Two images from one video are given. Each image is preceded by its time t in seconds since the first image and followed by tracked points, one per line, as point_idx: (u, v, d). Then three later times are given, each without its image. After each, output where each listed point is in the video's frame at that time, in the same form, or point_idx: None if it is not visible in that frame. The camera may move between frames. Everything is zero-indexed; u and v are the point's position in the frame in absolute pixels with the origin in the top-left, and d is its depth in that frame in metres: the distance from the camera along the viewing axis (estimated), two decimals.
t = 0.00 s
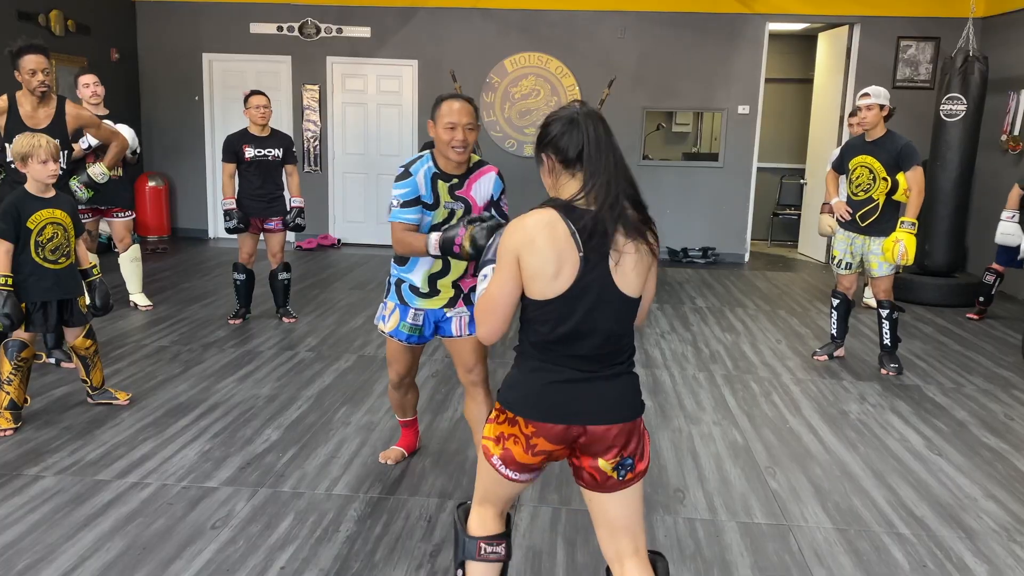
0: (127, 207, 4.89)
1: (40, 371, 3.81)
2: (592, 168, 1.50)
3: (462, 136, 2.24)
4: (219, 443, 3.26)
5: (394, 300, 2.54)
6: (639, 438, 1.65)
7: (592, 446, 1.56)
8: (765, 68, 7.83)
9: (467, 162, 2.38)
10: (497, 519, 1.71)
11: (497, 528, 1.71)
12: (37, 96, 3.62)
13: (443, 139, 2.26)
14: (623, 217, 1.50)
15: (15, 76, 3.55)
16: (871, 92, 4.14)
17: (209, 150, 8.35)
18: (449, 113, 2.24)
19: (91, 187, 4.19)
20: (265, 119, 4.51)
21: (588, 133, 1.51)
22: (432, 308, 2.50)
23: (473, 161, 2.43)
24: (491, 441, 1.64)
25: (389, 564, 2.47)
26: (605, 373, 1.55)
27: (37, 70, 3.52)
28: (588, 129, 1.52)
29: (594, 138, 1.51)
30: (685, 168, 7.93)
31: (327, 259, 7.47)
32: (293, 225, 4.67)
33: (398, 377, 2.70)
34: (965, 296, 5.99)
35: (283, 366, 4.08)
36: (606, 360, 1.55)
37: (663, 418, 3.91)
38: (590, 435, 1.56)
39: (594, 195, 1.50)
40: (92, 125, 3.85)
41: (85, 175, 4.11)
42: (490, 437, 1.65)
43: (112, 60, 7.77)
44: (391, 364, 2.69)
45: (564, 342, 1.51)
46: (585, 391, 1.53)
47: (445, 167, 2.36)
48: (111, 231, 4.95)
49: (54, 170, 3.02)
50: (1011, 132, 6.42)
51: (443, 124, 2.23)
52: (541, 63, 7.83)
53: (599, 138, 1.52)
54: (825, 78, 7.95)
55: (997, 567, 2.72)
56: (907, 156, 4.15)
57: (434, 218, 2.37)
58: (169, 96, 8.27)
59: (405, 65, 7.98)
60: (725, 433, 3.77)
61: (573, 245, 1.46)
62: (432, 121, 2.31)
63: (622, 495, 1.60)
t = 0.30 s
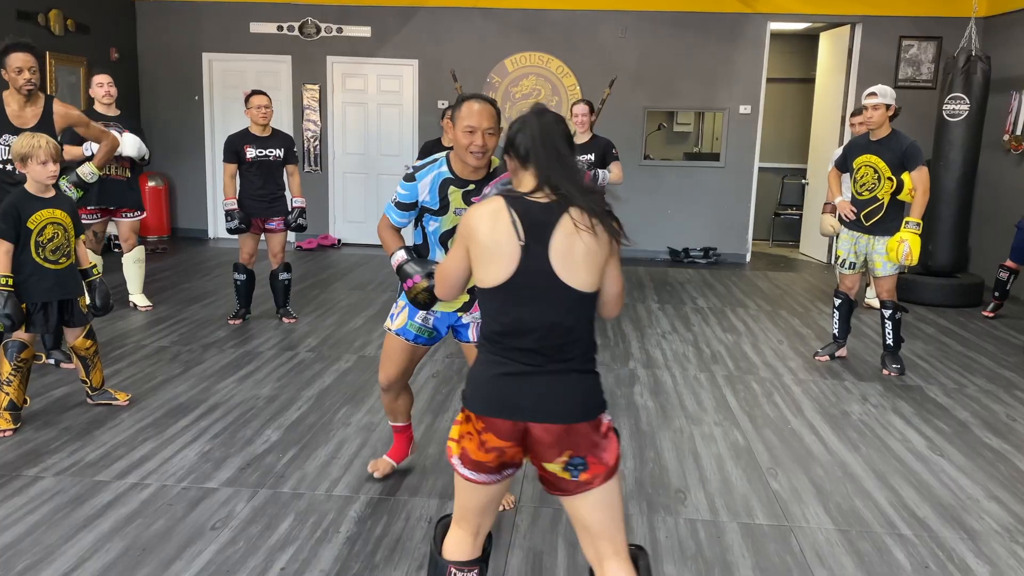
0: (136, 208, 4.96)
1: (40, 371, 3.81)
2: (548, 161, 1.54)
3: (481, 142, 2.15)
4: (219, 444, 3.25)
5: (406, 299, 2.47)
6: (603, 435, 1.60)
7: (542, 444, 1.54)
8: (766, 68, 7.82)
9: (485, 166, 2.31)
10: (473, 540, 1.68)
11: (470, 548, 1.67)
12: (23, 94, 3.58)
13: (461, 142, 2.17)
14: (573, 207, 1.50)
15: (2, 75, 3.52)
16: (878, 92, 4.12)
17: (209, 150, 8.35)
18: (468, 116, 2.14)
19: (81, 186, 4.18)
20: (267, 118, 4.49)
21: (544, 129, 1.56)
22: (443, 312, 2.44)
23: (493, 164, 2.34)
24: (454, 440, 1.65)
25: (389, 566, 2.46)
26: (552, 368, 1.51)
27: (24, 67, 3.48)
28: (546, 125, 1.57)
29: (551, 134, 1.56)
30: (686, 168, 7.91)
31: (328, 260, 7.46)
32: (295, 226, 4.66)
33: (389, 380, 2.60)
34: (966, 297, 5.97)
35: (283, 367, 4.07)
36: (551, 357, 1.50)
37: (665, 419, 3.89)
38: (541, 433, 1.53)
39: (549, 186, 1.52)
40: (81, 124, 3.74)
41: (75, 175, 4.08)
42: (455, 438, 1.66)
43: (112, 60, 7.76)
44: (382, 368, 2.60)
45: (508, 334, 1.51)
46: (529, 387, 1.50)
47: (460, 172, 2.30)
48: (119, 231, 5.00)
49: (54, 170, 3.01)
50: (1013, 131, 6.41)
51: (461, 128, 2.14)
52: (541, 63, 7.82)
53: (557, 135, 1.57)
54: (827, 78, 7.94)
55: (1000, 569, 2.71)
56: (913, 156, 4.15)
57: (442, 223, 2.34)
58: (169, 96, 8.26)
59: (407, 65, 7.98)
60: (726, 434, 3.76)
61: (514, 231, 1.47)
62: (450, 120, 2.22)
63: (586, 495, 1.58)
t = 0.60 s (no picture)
0: (145, 210, 5.01)
1: (39, 372, 3.79)
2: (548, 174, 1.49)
3: (443, 138, 2.11)
4: (219, 445, 3.24)
5: (391, 308, 2.46)
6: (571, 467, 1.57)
7: (507, 467, 1.52)
8: (769, 68, 7.80)
9: (454, 163, 2.27)
10: (459, 538, 1.69)
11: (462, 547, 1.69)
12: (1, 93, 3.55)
13: (424, 141, 2.13)
14: (570, 225, 1.46)
15: None
16: (883, 92, 4.10)
17: (209, 150, 8.33)
18: (429, 112, 2.10)
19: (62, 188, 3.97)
20: (267, 118, 4.48)
21: (549, 138, 1.51)
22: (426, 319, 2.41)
23: (464, 161, 2.30)
24: (426, 445, 1.65)
25: (389, 568, 2.44)
26: (528, 391, 1.49)
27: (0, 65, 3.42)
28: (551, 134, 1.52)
29: (555, 144, 1.51)
30: (688, 167, 7.89)
31: (328, 260, 7.45)
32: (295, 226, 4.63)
33: (385, 389, 2.58)
34: (970, 297, 5.94)
35: (283, 368, 4.05)
36: (528, 379, 1.48)
37: (666, 420, 3.87)
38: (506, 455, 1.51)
39: (546, 200, 1.48)
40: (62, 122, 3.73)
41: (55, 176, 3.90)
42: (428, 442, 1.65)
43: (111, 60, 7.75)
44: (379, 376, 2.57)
45: (487, 350, 1.48)
46: (503, 406, 1.49)
47: (428, 172, 2.26)
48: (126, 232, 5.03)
49: (53, 170, 2.99)
50: (1016, 131, 6.39)
51: (422, 125, 2.10)
52: (542, 62, 7.81)
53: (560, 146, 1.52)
54: (829, 77, 7.92)
55: (1005, 571, 2.69)
56: (919, 157, 4.12)
57: (415, 224, 2.30)
58: (170, 95, 8.25)
59: (407, 64, 7.96)
60: (728, 435, 3.74)
61: (504, 239, 1.43)
62: (414, 118, 2.18)
63: (540, 526, 1.54)
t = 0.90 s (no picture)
0: (152, 210, 4.99)
1: (38, 373, 3.77)
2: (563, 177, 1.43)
3: (466, 142, 2.09)
4: (219, 447, 3.22)
5: (398, 319, 2.41)
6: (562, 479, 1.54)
7: (494, 478, 1.49)
8: (772, 67, 7.78)
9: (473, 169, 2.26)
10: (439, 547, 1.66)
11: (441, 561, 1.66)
12: None
13: (444, 144, 2.12)
14: (575, 236, 1.41)
15: None
16: (890, 91, 4.08)
17: (209, 150, 8.32)
18: (453, 116, 2.08)
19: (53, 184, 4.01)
20: (265, 118, 4.46)
21: (567, 143, 1.44)
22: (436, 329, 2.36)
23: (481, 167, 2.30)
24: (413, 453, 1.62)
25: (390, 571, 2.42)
26: (519, 405, 1.45)
27: None
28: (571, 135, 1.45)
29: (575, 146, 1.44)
30: (690, 167, 7.87)
31: (329, 261, 7.42)
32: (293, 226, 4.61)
33: (391, 401, 2.54)
34: (973, 298, 5.91)
35: (282, 369, 4.03)
36: (521, 393, 1.44)
37: (669, 422, 3.85)
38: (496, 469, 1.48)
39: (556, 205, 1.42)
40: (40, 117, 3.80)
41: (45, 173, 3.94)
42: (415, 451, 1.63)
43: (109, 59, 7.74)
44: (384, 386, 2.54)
45: (480, 362, 1.45)
46: (493, 419, 1.45)
47: (445, 175, 2.25)
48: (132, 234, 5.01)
49: (50, 170, 2.98)
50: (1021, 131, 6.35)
51: (445, 128, 2.08)
52: (543, 61, 7.79)
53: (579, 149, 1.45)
54: (833, 76, 7.89)
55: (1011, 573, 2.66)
56: (925, 157, 4.10)
57: (431, 229, 2.28)
58: (170, 95, 8.24)
59: (408, 64, 7.94)
60: (731, 437, 3.71)
61: (504, 250, 1.38)
62: (433, 121, 2.15)
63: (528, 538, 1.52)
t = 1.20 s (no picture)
0: (153, 211, 4.96)
1: (36, 375, 3.75)
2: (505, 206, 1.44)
3: (470, 144, 2.06)
4: (218, 449, 3.19)
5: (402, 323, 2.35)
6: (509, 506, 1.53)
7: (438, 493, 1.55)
8: (776, 66, 7.74)
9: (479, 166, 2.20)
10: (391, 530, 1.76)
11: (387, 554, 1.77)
12: None
13: (450, 145, 2.08)
14: (507, 261, 1.42)
15: None
16: (898, 90, 4.03)
17: (209, 150, 8.30)
18: (457, 116, 2.02)
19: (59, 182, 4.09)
20: (263, 117, 4.44)
21: (512, 167, 1.44)
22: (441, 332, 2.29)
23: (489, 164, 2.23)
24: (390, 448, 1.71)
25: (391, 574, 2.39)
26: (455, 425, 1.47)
27: None
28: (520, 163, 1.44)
29: (521, 173, 1.43)
30: (694, 167, 7.83)
31: (331, 261, 7.39)
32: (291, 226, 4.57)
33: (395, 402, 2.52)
34: (980, 300, 5.88)
35: (283, 371, 4.00)
36: (456, 415, 1.46)
37: (672, 423, 3.82)
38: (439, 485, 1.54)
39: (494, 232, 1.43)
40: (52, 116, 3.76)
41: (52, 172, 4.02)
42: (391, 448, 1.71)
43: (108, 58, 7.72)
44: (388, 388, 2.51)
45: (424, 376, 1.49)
46: (434, 438, 1.50)
47: (451, 175, 2.20)
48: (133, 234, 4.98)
49: (47, 170, 2.96)
50: None
51: (450, 129, 2.04)
52: (545, 60, 7.75)
53: (528, 175, 1.43)
54: (838, 75, 7.85)
55: None
56: (932, 157, 4.09)
57: (436, 228, 2.25)
58: (170, 95, 8.22)
59: (409, 63, 7.91)
60: (735, 439, 3.68)
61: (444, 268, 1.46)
62: (439, 118, 2.11)
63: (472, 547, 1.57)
